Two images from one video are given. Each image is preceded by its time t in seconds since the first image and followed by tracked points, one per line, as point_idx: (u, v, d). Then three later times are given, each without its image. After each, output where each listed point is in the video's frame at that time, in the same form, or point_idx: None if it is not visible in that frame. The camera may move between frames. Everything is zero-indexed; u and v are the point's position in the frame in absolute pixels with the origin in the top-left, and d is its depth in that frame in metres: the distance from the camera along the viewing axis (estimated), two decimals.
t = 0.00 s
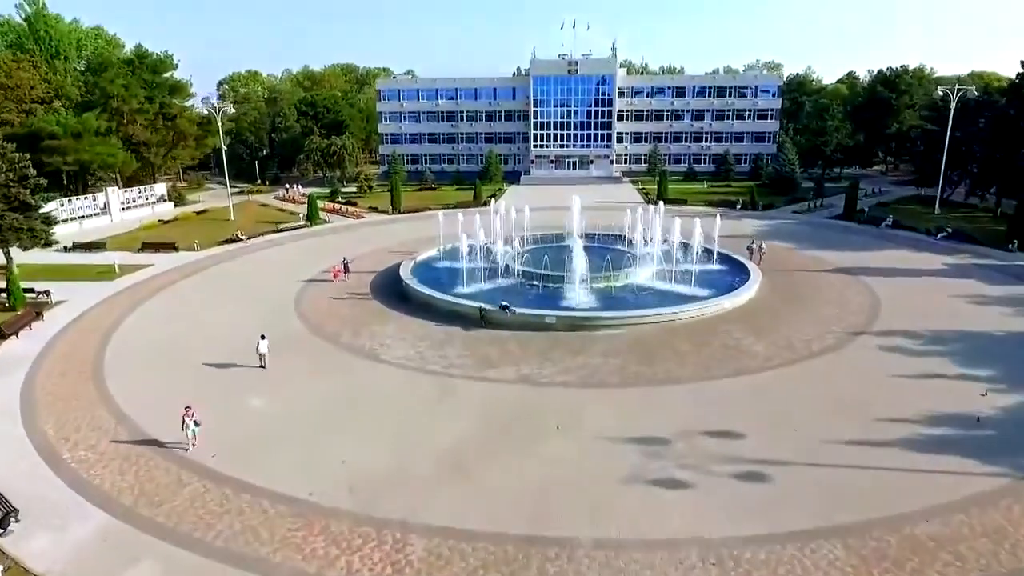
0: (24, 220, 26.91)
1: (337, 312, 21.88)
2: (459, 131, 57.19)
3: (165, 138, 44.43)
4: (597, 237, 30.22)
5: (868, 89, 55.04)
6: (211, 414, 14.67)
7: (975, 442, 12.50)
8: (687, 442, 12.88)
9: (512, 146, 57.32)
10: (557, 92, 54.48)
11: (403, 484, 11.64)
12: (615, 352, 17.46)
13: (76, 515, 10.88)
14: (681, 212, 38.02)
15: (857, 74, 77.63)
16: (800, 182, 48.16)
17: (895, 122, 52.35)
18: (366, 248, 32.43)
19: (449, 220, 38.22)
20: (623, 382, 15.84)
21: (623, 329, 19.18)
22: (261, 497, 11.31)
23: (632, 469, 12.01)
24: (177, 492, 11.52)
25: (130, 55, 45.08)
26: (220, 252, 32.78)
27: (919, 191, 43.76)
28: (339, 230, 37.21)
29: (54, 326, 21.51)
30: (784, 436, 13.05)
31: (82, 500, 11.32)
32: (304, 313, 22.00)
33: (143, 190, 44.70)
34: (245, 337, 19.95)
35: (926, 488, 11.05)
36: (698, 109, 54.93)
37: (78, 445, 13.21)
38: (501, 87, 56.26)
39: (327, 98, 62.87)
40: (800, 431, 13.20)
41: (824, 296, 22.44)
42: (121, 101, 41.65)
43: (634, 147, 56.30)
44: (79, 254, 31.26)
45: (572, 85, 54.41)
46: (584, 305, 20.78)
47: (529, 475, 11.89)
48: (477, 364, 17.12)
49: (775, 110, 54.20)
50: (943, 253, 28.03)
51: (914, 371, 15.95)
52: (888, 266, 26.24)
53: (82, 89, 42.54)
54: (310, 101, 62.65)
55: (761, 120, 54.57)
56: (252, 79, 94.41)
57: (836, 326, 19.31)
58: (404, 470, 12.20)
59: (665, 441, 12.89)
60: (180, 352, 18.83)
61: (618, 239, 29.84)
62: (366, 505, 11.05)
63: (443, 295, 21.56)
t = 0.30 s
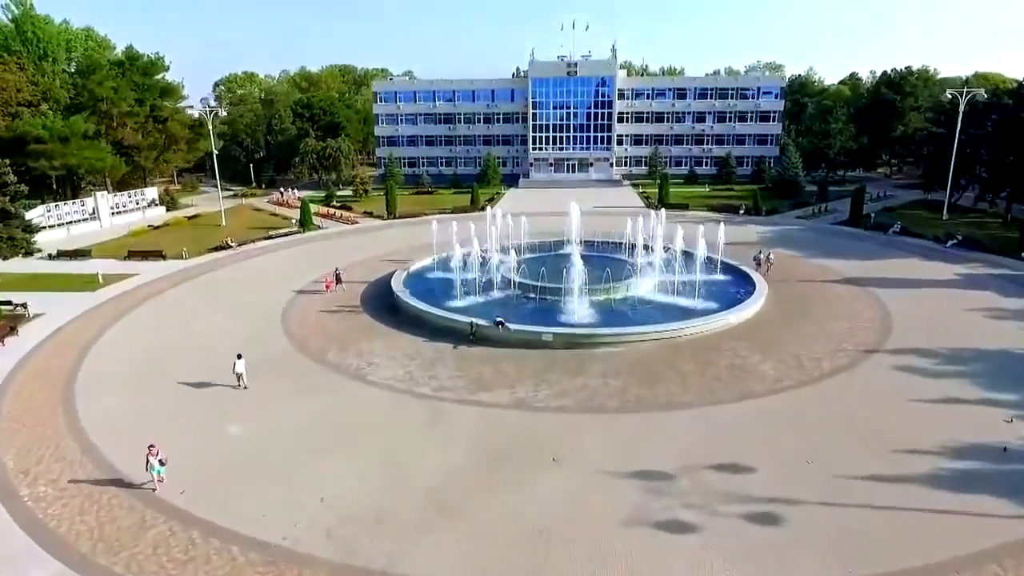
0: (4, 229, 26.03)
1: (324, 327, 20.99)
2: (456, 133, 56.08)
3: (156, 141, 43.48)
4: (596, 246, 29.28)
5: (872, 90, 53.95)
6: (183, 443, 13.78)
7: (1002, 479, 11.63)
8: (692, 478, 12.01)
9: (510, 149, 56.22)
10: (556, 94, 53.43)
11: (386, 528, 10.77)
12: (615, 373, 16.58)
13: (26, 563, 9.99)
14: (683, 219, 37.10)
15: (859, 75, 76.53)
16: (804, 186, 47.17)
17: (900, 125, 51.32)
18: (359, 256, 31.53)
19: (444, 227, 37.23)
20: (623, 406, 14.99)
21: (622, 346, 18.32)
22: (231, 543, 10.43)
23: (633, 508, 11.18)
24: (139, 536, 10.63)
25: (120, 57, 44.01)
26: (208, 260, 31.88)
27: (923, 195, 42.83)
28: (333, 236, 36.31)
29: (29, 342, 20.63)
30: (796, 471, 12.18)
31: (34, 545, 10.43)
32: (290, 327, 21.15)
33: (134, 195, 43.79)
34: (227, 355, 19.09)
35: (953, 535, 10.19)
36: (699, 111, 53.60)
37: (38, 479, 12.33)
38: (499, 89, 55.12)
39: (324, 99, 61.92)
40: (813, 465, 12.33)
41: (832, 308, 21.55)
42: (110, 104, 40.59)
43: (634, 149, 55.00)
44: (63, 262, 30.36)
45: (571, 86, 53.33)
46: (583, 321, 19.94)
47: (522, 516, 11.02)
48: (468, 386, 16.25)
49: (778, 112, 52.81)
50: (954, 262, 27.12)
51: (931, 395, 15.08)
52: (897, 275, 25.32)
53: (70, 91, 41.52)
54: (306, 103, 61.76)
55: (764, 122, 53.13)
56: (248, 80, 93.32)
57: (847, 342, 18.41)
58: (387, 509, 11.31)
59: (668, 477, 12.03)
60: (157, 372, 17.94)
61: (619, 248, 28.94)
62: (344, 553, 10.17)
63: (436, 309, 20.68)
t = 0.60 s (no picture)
0: None
1: (311, 346, 20.12)
2: (454, 137, 55.01)
3: (146, 146, 42.56)
4: (595, 256, 28.38)
5: (876, 92, 52.90)
6: (153, 479, 12.91)
7: None
8: (697, 523, 11.16)
9: (508, 152, 55.21)
10: (555, 97, 52.33)
11: None
12: (615, 400, 15.71)
13: None
14: (684, 226, 36.21)
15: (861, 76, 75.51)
16: (808, 190, 46.20)
17: (905, 128, 50.28)
18: (352, 266, 30.64)
19: (440, 234, 36.27)
20: (623, 437, 14.15)
21: (622, 368, 17.48)
22: None
23: (633, 559, 10.33)
24: None
25: (110, 59, 42.94)
26: (197, 270, 31.01)
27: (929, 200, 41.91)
28: (325, 244, 35.46)
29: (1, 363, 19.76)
30: (810, 515, 11.34)
31: None
32: (275, 346, 20.30)
33: (124, 200, 42.87)
34: (207, 377, 18.22)
35: None
36: (700, 114, 52.57)
37: None
38: (497, 91, 53.98)
39: (320, 101, 61.00)
40: (827, 508, 11.48)
41: (841, 324, 20.70)
42: (99, 108, 39.51)
43: (634, 152, 54.16)
44: (45, 273, 29.47)
45: (569, 89, 52.18)
46: (581, 340, 19.12)
47: (513, 568, 10.19)
48: (460, 413, 15.41)
49: (780, 115, 51.63)
50: (965, 272, 26.26)
51: (951, 426, 14.24)
52: (906, 288, 24.46)
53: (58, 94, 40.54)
54: (302, 105, 60.90)
55: (766, 125, 51.99)
56: (244, 82, 92.23)
57: (858, 363, 17.56)
58: (367, 559, 10.48)
59: (673, 523, 11.21)
60: (133, 397, 17.06)
61: (618, 258, 28.09)
62: None
63: (429, 326, 19.83)
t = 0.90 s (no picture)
0: None
1: (298, 365, 19.29)
2: (451, 138, 54.04)
3: (135, 149, 41.60)
4: (594, 266, 27.49)
5: (880, 92, 51.83)
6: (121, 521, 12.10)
7: None
8: None
9: (507, 154, 54.20)
10: (554, 98, 51.30)
11: None
12: (615, 428, 14.89)
13: None
14: (686, 233, 35.29)
15: (864, 75, 74.40)
16: (812, 194, 45.24)
17: (910, 129, 48.89)
18: (345, 275, 29.79)
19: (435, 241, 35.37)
20: (623, 472, 13.32)
21: (622, 392, 16.67)
22: None
23: None
24: None
25: (99, 61, 41.96)
26: (185, 279, 30.13)
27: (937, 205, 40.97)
28: (318, 251, 34.57)
29: None
30: (825, 566, 10.55)
31: None
32: (261, 366, 19.45)
33: (113, 204, 41.95)
34: (187, 400, 17.39)
35: None
36: (702, 115, 51.57)
37: None
38: (495, 92, 52.97)
39: (315, 102, 60.10)
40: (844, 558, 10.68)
41: (851, 341, 19.84)
42: (86, 111, 38.53)
43: (635, 154, 53.14)
44: (28, 283, 28.61)
45: (568, 90, 51.16)
46: (579, 360, 18.32)
47: None
48: (451, 444, 14.58)
49: (783, 116, 50.66)
50: (977, 283, 25.41)
51: (972, 459, 13.44)
52: (916, 301, 23.61)
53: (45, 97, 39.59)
54: (297, 106, 59.90)
55: (769, 126, 51.03)
56: (239, 81, 91.09)
57: (871, 387, 16.72)
58: None
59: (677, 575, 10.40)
60: (107, 424, 16.23)
61: (618, 269, 27.23)
62: None
63: (420, 346, 18.98)
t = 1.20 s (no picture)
0: None
1: (283, 385, 18.45)
2: (448, 137, 53.02)
3: (125, 150, 40.55)
4: (594, 275, 26.60)
5: (885, 91, 50.76)
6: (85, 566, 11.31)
7: None
8: None
9: (505, 154, 53.18)
10: (553, 96, 50.26)
11: None
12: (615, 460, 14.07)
13: None
14: (688, 238, 34.40)
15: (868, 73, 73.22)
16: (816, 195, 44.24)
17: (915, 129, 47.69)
18: (337, 283, 28.92)
19: (430, 247, 34.47)
20: (625, 510, 12.48)
21: (623, 417, 15.86)
22: None
23: None
24: None
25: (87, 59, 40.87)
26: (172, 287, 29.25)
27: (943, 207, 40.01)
28: (311, 256, 33.69)
29: None
30: None
31: None
32: (245, 386, 18.57)
33: (103, 206, 40.95)
34: (164, 424, 16.50)
35: None
36: (703, 114, 50.55)
37: None
38: (493, 90, 51.95)
39: (310, 100, 58.94)
40: None
41: (863, 358, 18.96)
42: (74, 111, 37.48)
43: (635, 154, 52.11)
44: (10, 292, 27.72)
45: (568, 88, 50.10)
46: (577, 381, 17.47)
47: None
48: (442, 478, 13.73)
49: (786, 115, 49.68)
50: (991, 295, 24.53)
51: (996, 496, 12.62)
52: (928, 313, 22.74)
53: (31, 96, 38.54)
54: (292, 104, 58.81)
55: (772, 126, 50.04)
56: (235, 78, 89.99)
57: (885, 412, 15.89)
58: None
59: None
60: (80, 450, 15.39)
61: (619, 278, 26.33)
62: None
63: (412, 365, 18.14)
